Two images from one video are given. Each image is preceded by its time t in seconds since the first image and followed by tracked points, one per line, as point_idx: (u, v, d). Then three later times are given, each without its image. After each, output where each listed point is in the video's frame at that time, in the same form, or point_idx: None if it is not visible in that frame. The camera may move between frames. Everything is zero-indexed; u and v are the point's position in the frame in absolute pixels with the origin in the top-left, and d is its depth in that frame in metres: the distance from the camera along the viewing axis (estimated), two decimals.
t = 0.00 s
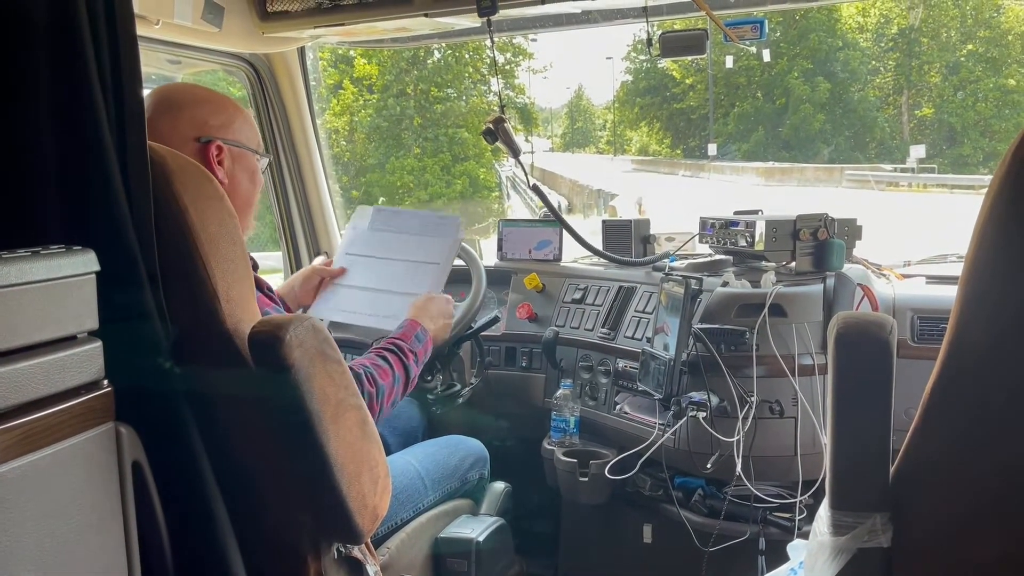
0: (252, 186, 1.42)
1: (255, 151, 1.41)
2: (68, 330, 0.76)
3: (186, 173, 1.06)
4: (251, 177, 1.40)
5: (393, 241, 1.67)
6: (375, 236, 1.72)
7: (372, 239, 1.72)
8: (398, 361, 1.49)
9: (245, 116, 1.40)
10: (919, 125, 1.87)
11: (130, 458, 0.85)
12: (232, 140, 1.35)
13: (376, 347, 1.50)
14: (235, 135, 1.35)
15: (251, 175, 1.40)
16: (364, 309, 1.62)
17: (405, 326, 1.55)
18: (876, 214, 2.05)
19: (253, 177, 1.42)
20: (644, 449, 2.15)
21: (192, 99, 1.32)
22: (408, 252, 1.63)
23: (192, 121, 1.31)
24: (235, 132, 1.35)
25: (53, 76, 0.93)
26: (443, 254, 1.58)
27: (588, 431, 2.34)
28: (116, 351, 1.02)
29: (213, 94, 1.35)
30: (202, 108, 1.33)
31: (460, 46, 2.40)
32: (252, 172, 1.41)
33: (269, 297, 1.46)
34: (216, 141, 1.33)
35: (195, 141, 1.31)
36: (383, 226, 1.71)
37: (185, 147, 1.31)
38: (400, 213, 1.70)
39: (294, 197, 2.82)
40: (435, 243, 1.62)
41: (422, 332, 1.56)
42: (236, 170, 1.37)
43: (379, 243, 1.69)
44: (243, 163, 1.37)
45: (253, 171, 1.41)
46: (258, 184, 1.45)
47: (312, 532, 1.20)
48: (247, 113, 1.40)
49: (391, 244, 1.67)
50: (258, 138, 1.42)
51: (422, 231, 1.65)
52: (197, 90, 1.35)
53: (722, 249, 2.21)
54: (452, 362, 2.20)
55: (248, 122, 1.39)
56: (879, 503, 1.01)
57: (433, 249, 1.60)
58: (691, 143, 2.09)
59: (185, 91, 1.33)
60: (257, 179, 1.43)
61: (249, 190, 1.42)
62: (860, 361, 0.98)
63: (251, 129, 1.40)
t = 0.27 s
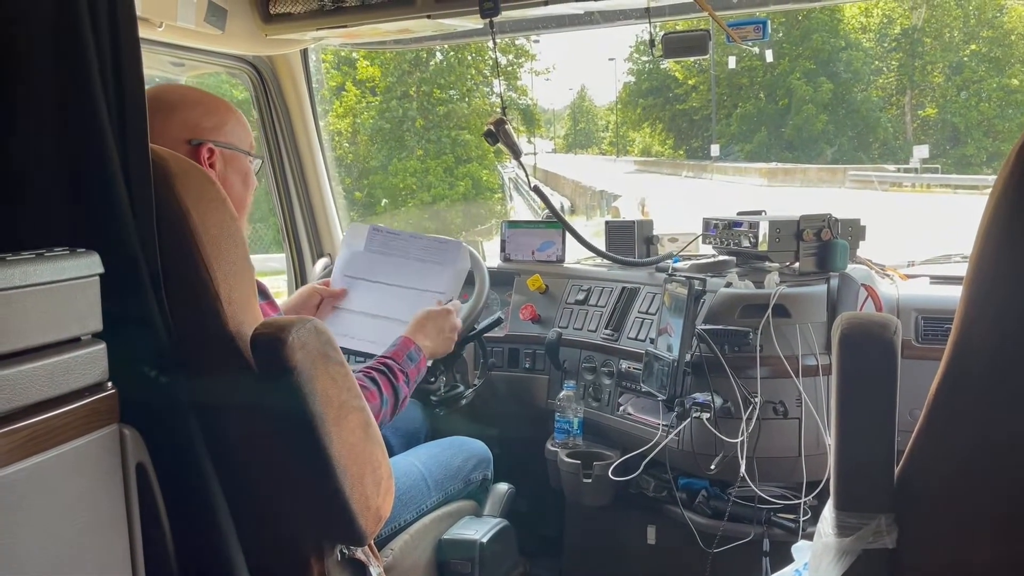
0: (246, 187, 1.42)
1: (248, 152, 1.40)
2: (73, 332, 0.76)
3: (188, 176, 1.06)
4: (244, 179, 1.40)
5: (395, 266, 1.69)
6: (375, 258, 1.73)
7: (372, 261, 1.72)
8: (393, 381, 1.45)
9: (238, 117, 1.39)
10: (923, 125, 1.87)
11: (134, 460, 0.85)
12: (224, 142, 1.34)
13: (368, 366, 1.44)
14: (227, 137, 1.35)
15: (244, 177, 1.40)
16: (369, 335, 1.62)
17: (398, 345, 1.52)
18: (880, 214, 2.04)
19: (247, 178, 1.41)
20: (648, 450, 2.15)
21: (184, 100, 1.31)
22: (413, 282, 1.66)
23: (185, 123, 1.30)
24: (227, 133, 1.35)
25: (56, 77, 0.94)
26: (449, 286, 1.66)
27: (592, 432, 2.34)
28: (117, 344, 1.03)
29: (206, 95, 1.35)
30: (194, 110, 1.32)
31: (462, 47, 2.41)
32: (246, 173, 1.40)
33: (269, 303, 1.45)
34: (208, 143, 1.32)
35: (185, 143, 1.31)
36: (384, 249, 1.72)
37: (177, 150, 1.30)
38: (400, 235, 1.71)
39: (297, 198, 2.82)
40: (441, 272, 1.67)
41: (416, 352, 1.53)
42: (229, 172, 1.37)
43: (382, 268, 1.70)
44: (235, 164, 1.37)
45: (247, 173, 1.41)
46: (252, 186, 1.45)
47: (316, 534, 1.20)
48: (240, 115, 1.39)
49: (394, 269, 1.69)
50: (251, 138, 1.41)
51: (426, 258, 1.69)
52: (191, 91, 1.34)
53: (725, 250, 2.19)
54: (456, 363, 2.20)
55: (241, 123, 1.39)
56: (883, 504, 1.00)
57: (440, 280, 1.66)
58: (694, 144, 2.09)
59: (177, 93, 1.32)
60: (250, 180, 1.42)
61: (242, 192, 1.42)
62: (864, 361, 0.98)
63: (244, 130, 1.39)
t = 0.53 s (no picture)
0: (242, 187, 1.43)
1: (244, 151, 1.41)
2: (78, 334, 0.76)
3: (193, 177, 1.07)
4: (240, 179, 1.41)
5: (403, 274, 1.72)
6: (384, 264, 1.75)
7: (381, 266, 1.75)
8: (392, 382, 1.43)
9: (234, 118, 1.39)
10: (926, 125, 1.86)
11: (140, 460, 0.85)
12: (221, 143, 1.35)
13: (367, 368, 1.43)
14: (223, 137, 1.35)
15: (240, 177, 1.41)
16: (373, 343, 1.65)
17: (396, 350, 1.51)
18: (885, 214, 2.04)
19: (243, 178, 1.42)
20: (652, 451, 2.15)
21: (182, 101, 1.31)
22: (420, 294, 1.69)
23: (182, 124, 1.30)
24: (224, 134, 1.35)
25: (62, 78, 0.94)
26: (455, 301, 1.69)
27: (596, 433, 2.34)
28: (123, 344, 1.04)
29: (203, 95, 1.34)
30: (192, 111, 1.32)
31: (466, 48, 2.41)
32: (242, 173, 1.41)
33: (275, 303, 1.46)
34: (205, 144, 1.32)
35: (182, 144, 1.31)
36: (394, 256, 1.75)
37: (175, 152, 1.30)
38: (411, 244, 1.74)
39: (301, 199, 2.83)
40: (449, 286, 1.70)
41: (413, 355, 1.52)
42: (227, 172, 1.37)
43: (390, 275, 1.73)
44: (232, 165, 1.37)
45: (243, 173, 1.41)
46: (248, 186, 1.45)
47: (320, 534, 1.21)
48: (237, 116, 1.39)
49: (401, 278, 1.72)
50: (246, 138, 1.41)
51: (435, 270, 1.72)
52: (188, 91, 1.34)
53: (730, 250, 2.20)
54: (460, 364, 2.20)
55: (238, 124, 1.39)
56: (888, 504, 1.00)
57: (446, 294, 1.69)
58: (698, 144, 2.10)
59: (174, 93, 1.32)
60: (246, 180, 1.43)
61: (239, 192, 1.43)
62: (869, 361, 0.98)
63: (240, 131, 1.40)
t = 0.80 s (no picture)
0: (243, 187, 1.43)
1: (244, 151, 1.41)
2: (82, 334, 0.76)
3: (196, 177, 1.07)
4: (241, 179, 1.41)
5: (419, 293, 1.74)
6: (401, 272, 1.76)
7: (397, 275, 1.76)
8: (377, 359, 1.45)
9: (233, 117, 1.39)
10: (930, 123, 1.86)
11: (144, 460, 0.85)
12: (221, 142, 1.35)
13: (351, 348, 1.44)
14: (223, 136, 1.35)
15: (241, 177, 1.41)
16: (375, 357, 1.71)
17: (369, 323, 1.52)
18: (889, 212, 2.02)
19: (244, 178, 1.42)
20: (656, 450, 2.15)
21: (182, 101, 1.32)
22: (432, 321, 1.72)
23: (182, 124, 1.31)
24: (224, 134, 1.35)
25: (66, 78, 0.94)
26: (464, 338, 1.71)
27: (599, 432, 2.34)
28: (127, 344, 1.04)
29: (204, 96, 1.35)
30: (191, 111, 1.32)
31: (469, 47, 2.41)
32: (243, 172, 1.41)
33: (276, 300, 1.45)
34: (205, 144, 1.32)
35: (182, 144, 1.31)
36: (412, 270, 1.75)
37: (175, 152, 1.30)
38: (436, 265, 1.75)
39: (305, 199, 2.83)
40: (462, 321, 1.73)
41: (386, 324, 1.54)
42: (228, 172, 1.37)
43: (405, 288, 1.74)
44: (233, 164, 1.38)
45: (244, 173, 1.42)
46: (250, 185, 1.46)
47: (324, 533, 1.21)
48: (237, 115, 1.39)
49: (417, 295, 1.74)
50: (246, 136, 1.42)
51: (452, 298, 1.74)
52: (189, 92, 1.34)
53: (733, 249, 2.17)
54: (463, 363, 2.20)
55: (238, 123, 1.39)
56: (893, 503, 1.00)
57: (458, 329, 1.72)
58: (702, 142, 2.08)
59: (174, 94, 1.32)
60: (248, 180, 1.43)
61: (240, 192, 1.43)
62: (872, 359, 0.98)
63: (240, 130, 1.40)
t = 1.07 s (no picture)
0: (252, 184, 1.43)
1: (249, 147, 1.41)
2: (87, 334, 0.76)
3: (200, 177, 1.07)
4: (250, 175, 1.41)
5: (423, 283, 1.79)
6: (406, 264, 1.82)
7: (401, 266, 1.82)
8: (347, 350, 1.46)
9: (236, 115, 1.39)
10: (934, 120, 1.85)
11: (149, 459, 0.85)
12: (230, 141, 1.35)
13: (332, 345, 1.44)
14: (230, 134, 1.35)
15: (250, 173, 1.41)
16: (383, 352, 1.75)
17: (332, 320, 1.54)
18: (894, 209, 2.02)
19: (252, 175, 1.43)
20: (660, 448, 2.14)
21: (190, 103, 1.31)
22: (437, 310, 1.76)
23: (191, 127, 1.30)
24: (232, 133, 1.35)
25: (70, 79, 0.94)
26: (470, 325, 1.75)
27: (603, 430, 2.35)
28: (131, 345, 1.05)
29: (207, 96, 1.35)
30: (199, 112, 1.32)
31: (471, 46, 2.42)
32: (251, 169, 1.41)
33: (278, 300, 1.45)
34: (214, 144, 1.33)
35: (195, 147, 1.31)
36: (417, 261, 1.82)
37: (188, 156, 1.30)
38: (436, 252, 1.81)
39: (308, 198, 2.84)
40: (466, 308, 1.77)
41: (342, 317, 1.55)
42: (238, 170, 1.38)
43: (409, 279, 1.79)
44: (242, 162, 1.38)
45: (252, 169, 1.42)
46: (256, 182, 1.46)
47: (329, 532, 1.21)
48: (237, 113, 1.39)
49: (421, 286, 1.79)
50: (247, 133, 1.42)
51: (456, 285, 1.79)
52: (189, 92, 1.33)
53: (737, 247, 2.16)
54: (467, 362, 2.21)
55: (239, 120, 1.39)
56: (898, 501, 1.00)
57: (463, 316, 1.76)
58: (704, 140, 2.08)
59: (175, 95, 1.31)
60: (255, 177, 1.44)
61: (249, 189, 1.43)
62: (878, 357, 0.97)
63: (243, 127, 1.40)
